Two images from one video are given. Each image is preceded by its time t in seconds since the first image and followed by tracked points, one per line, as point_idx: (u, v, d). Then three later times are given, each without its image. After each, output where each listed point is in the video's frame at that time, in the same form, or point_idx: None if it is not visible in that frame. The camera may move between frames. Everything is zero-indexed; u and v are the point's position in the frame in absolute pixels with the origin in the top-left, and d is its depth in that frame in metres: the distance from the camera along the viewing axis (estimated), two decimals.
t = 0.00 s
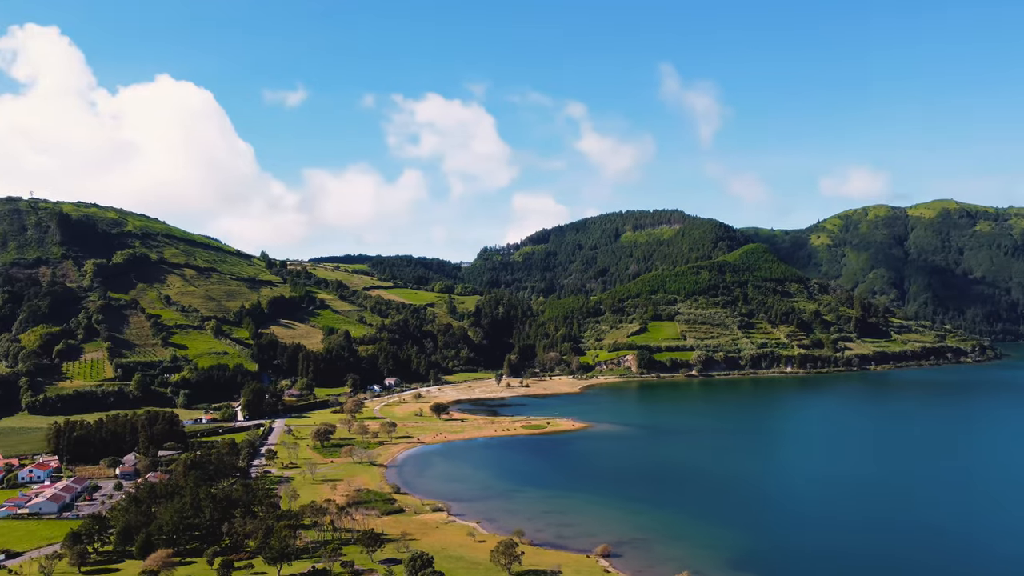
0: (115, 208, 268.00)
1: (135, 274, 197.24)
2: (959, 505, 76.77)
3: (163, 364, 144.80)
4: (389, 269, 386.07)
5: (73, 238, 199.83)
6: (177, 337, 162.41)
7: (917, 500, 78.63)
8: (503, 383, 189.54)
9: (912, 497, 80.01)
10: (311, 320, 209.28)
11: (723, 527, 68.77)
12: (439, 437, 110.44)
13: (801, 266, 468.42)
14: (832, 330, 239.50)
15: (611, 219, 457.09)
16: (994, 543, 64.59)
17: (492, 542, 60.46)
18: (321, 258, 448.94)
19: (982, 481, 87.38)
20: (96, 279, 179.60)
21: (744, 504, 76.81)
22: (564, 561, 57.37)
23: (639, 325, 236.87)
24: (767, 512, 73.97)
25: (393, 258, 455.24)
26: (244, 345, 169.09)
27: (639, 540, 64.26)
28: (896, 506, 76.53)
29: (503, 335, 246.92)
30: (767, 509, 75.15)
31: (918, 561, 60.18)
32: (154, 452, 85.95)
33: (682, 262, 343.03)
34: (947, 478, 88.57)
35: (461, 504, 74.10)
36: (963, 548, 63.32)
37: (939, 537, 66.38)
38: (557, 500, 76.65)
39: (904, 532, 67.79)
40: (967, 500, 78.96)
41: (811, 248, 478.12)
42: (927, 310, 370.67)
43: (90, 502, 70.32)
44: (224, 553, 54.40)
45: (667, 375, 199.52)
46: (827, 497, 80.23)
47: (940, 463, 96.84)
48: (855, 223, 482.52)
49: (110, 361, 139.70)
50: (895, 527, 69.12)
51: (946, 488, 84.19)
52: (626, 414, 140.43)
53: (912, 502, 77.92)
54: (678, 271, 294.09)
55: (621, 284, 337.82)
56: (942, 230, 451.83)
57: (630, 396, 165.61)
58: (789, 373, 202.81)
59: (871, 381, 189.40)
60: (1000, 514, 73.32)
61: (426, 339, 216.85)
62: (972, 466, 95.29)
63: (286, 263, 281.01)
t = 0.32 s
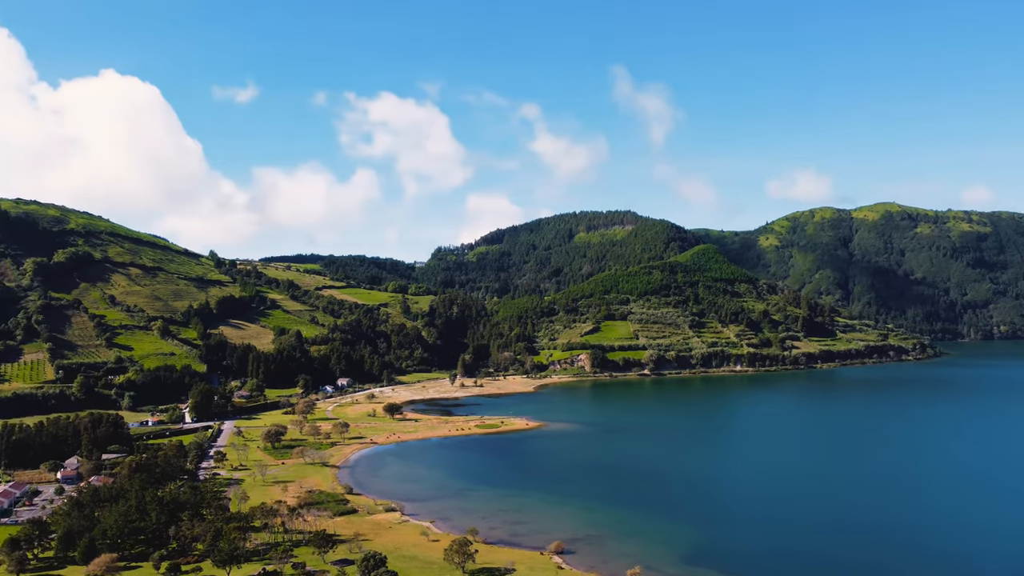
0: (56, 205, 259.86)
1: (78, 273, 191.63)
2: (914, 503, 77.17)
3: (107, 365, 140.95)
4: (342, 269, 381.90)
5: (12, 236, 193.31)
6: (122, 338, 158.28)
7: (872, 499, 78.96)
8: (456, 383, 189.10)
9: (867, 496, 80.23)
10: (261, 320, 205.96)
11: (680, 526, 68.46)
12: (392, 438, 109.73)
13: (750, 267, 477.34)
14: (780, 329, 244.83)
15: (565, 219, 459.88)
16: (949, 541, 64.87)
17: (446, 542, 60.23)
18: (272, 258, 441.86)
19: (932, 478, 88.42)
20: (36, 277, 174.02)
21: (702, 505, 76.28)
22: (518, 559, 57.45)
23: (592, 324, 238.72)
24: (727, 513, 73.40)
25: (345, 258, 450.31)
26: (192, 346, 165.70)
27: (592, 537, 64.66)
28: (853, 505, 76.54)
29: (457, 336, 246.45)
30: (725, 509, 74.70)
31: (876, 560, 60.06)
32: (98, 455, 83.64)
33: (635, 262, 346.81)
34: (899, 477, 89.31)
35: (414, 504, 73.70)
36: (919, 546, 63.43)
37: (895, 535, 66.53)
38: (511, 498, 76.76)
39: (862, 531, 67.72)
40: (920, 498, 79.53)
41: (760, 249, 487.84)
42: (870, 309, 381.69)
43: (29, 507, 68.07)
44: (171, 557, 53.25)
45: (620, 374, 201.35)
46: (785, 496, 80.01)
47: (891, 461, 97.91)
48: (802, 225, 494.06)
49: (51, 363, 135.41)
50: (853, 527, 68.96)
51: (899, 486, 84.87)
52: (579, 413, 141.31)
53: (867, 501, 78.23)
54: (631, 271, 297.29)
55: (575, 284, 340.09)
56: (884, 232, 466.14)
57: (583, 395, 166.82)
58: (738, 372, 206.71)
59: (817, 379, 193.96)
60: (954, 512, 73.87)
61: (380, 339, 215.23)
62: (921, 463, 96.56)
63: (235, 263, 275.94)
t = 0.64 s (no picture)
0: None
1: (17, 272, 185.34)
2: (875, 502, 77.28)
3: (48, 367, 136.64)
4: (293, 268, 376.48)
5: None
6: (64, 339, 153.59)
7: (834, 499, 78.89)
8: (410, 383, 188.18)
9: (826, 495, 80.48)
10: (210, 320, 201.97)
11: (643, 526, 68.15)
12: (344, 438, 108.64)
13: (701, 267, 484.75)
14: (730, 328, 249.31)
15: (519, 220, 461.51)
16: (913, 539, 64.88)
17: (399, 541, 59.89)
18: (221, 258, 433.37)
19: (890, 476, 88.87)
20: None
21: (665, 506, 75.69)
22: (472, 557, 57.45)
23: (546, 324, 239.62)
24: (689, 513, 72.85)
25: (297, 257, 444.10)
26: (138, 347, 161.77)
27: (546, 535, 64.89)
28: (817, 505, 76.34)
29: (411, 336, 245.06)
30: (689, 511, 74.11)
31: (841, 560, 59.82)
32: (37, 459, 81.01)
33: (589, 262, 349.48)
34: (860, 475, 89.59)
35: (366, 505, 73.09)
36: (884, 545, 63.24)
37: (859, 534, 66.38)
38: (465, 497, 76.60)
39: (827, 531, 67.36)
40: (881, 496, 79.74)
41: (710, 250, 495.29)
42: (817, 309, 390.86)
43: None
44: (116, 561, 51.96)
45: (574, 374, 202.61)
46: (745, 496, 79.80)
47: (844, 459, 98.87)
48: (751, 227, 503.91)
49: None
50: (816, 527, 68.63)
51: (857, 485, 85.18)
52: (533, 412, 141.86)
53: (830, 501, 78.15)
54: (584, 271, 299.40)
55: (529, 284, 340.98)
56: (830, 234, 478.30)
57: (537, 395, 167.37)
58: (690, 370, 209.76)
59: (765, 377, 197.90)
60: (915, 509, 74.09)
61: (332, 340, 212.80)
62: (876, 462, 97.26)
63: (183, 262, 270.06)
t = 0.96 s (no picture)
0: None
1: None
2: (833, 501, 77.51)
3: None
4: (242, 268, 369.46)
5: None
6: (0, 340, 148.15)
7: (792, 498, 79.09)
8: (363, 383, 186.41)
9: (780, 493, 80.76)
10: (156, 321, 197.17)
11: (598, 525, 68.00)
12: (295, 440, 107.11)
13: (653, 268, 490.52)
14: (681, 328, 253.00)
15: (473, 220, 461.30)
16: (874, 539, 65.06)
17: (351, 542, 59.25)
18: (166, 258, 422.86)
19: (837, 475, 89.82)
20: None
21: (623, 505, 75.25)
22: (425, 556, 57.09)
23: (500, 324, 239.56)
24: (649, 514, 72.42)
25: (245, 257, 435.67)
26: (79, 348, 157.01)
27: (499, 532, 65.03)
28: (774, 504, 76.34)
29: (363, 337, 242.99)
30: (648, 511, 73.76)
31: (802, 560, 59.77)
32: None
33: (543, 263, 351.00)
34: (809, 474, 90.28)
35: (318, 506, 72.22)
36: (845, 545, 63.31)
37: (820, 534, 66.33)
38: (417, 497, 76.32)
39: (788, 532, 67.21)
40: (840, 495, 80.16)
41: (662, 251, 501.26)
42: (764, 309, 398.78)
43: None
44: (55, 568, 50.38)
45: (527, 374, 202.96)
46: (700, 496, 79.67)
47: (791, 458, 99.85)
48: (701, 228, 512.23)
49: None
50: (778, 528, 68.55)
51: (814, 484, 85.62)
52: (486, 412, 141.79)
53: (790, 500, 78.22)
54: (538, 271, 300.62)
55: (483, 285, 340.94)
56: (777, 236, 488.95)
57: (491, 395, 167.38)
58: (641, 370, 212.11)
59: (715, 376, 201.20)
60: (872, 508, 74.56)
61: (283, 340, 209.47)
62: (826, 461, 98.16)
63: (126, 262, 262.94)
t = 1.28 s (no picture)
0: None
1: None
2: (792, 500, 77.35)
3: None
4: (188, 268, 361.56)
5: None
6: None
7: (752, 498, 78.74)
8: (313, 385, 183.98)
9: (737, 494, 80.44)
10: (98, 321, 191.74)
11: (550, 525, 67.97)
12: (244, 442, 105.29)
13: (604, 269, 494.96)
14: (632, 328, 256.00)
15: (425, 220, 460.20)
16: (839, 538, 64.60)
17: (301, 544, 58.44)
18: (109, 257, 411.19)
19: (791, 474, 90.15)
20: None
21: (577, 506, 74.53)
22: (377, 557, 56.65)
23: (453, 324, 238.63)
24: (603, 515, 71.74)
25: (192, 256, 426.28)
26: (17, 350, 151.83)
27: (451, 532, 64.81)
28: (733, 505, 75.89)
29: (313, 337, 240.04)
30: (603, 512, 73.08)
31: (770, 560, 59.35)
32: None
33: (496, 263, 351.88)
34: (763, 473, 90.39)
35: (267, 508, 71.13)
36: (811, 545, 62.93)
37: (785, 534, 65.95)
38: (368, 497, 75.72)
39: (752, 533, 66.44)
40: (801, 495, 79.82)
41: (614, 252, 505.58)
42: (713, 310, 405.55)
43: None
44: None
45: (479, 374, 202.82)
46: (657, 497, 79.03)
47: (742, 457, 100.15)
48: (652, 229, 519.19)
49: None
50: (741, 528, 68.05)
51: (771, 483, 85.56)
52: (438, 412, 141.16)
53: (753, 501, 77.57)
54: (490, 271, 301.13)
55: (436, 285, 339.76)
56: (726, 237, 497.80)
57: (443, 395, 166.81)
58: (593, 369, 213.89)
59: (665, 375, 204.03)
60: (830, 506, 74.77)
61: (231, 341, 205.60)
62: (777, 459, 98.67)
63: (67, 261, 255.03)
